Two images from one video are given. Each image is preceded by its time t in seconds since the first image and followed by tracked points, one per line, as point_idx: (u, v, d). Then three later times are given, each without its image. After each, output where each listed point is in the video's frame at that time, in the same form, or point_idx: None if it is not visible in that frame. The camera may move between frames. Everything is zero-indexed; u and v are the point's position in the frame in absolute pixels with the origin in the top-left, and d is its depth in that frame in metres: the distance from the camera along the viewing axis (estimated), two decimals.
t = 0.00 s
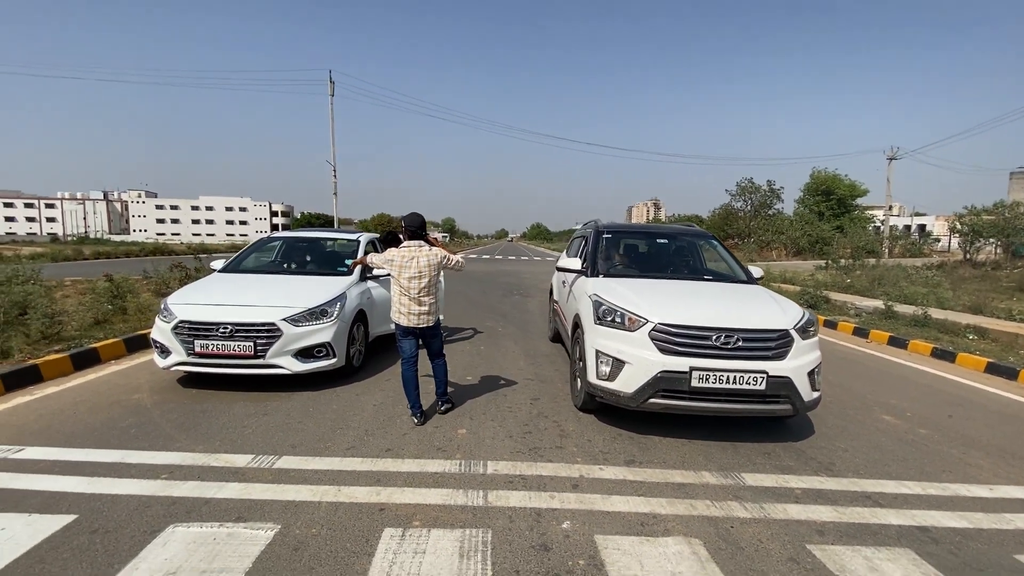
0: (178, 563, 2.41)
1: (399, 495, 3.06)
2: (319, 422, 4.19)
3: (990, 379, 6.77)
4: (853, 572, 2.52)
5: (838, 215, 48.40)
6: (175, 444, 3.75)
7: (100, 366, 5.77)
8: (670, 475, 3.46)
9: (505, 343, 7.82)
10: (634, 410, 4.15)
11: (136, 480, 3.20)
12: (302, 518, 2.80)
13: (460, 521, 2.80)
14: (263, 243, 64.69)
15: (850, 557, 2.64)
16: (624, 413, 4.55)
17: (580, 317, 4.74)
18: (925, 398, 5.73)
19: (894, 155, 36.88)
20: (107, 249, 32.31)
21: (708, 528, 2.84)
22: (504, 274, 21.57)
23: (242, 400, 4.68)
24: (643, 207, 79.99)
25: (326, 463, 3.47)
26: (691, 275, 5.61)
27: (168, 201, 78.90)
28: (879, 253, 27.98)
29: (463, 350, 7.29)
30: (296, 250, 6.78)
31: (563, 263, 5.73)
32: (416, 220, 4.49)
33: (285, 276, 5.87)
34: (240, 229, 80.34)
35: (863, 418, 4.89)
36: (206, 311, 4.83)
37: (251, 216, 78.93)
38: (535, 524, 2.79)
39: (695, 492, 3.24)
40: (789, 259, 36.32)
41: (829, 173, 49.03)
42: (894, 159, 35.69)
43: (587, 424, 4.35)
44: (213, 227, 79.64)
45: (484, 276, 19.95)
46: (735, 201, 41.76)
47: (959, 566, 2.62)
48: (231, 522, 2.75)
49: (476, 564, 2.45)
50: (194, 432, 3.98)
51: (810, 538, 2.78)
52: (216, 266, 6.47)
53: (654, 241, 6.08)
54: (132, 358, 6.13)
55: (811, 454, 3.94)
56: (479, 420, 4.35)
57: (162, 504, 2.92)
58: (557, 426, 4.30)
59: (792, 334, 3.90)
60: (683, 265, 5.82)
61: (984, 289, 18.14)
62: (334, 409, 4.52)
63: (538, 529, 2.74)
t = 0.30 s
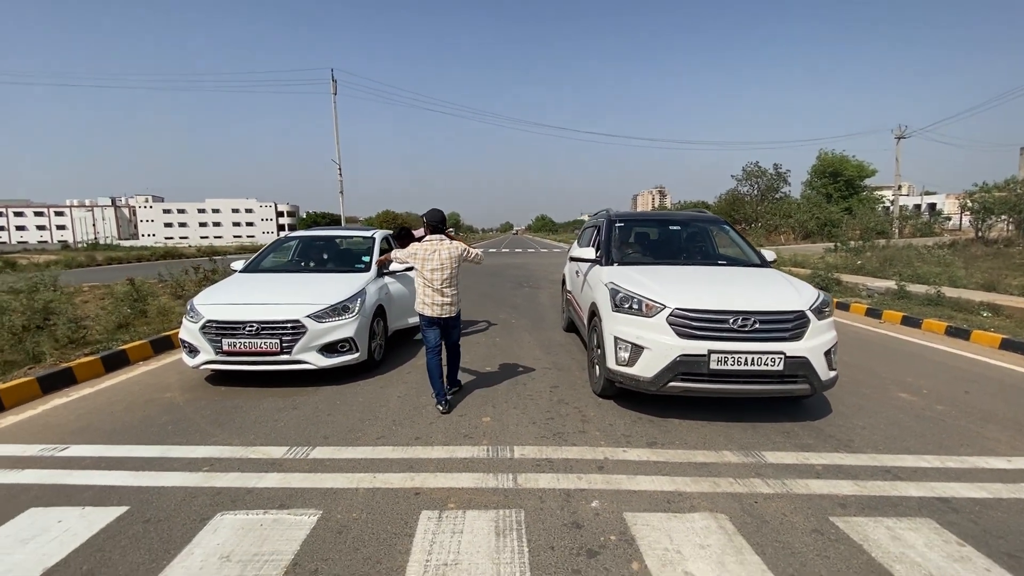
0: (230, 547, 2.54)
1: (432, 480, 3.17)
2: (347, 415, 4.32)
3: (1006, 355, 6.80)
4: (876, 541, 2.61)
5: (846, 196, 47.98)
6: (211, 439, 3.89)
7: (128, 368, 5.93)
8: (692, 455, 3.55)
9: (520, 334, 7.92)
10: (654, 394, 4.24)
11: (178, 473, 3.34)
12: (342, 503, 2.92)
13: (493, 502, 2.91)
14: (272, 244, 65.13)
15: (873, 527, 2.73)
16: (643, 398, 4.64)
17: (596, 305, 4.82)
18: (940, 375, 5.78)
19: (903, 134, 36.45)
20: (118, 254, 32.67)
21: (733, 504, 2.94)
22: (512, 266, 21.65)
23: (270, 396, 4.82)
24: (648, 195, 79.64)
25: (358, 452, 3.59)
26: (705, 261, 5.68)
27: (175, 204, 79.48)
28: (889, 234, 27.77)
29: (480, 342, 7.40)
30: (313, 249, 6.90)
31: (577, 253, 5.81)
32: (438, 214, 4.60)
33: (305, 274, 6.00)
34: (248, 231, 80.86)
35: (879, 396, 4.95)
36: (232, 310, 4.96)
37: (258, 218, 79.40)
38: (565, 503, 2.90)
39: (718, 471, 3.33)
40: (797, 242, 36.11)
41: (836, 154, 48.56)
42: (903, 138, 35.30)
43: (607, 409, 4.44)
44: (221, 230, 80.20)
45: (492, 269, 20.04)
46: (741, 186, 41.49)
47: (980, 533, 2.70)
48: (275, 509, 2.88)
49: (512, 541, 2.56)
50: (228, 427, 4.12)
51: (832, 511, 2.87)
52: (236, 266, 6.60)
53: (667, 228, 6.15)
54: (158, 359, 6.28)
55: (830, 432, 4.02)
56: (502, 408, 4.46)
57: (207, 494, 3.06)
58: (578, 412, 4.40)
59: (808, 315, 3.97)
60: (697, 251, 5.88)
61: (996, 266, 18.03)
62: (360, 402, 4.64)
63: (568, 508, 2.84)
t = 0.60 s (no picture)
0: (267, 544, 2.59)
1: (459, 477, 3.22)
2: (369, 413, 4.37)
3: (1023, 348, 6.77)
4: (903, 535, 2.63)
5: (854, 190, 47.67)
6: (237, 438, 3.95)
7: (149, 369, 6.00)
8: (714, 451, 3.57)
9: (533, 332, 7.95)
10: (673, 391, 4.26)
11: (208, 472, 3.39)
12: (372, 500, 2.97)
13: (521, 498, 2.95)
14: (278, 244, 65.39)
15: (900, 521, 2.75)
16: (662, 394, 4.66)
17: (613, 302, 4.85)
18: (958, 368, 5.77)
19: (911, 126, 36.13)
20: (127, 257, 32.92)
21: (758, 498, 2.97)
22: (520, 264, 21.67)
23: (291, 396, 4.88)
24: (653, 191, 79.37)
25: (383, 450, 3.64)
26: (721, 257, 5.69)
27: (182, 206, 79.95)
28: (898, 227, 27.57)
29: (494, 340, 7.44)
30: (328, 249, 6.95)
31: (592, 251, 5.84)
32: (464, 214, 4.70)
33: (322, 275, 6.05)
34: (255, 232, 81.23)
35: (898, 390, 4.95)
36: (253, 311, 5.02)
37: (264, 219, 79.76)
38: (592, 499, 2.93)
39: (742, 466, 3.36)
40: (805, 237, 35.91)
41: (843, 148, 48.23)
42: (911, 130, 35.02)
43: (627, 406, 4.47)
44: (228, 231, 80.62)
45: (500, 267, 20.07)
46: (747, 181, 41.29)
47: (1007, 525, 2.71)
48: (307, 506, 2.93)
49: (543, 536, 2.60)
50: (253, 426, 4.18)
51: (858, 505, 2.89)
52: (252, 267, 6.67)
53: (682, 225, 6.16)
54: (178, 361, 6.36)
55: (850, 427, 4.03)
56: (522, 406, 4.50)
57: (239, 493, 3.11)
58: (598, 408, 4.43)
59: (828, 310, 3.99)
60: (712, 247, 5.89)
61: (1007, 258, 17.89)
62: (381, 401, 4.69)
63: (596, 503, 2.88)
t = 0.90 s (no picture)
0: (293, 551, 2.56)
1: (482, 483, 3.19)
2: (385, 417, 4.34)
3: None
4: (936, 543, 2.60)
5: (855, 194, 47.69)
6: (254, 442, 3.92)
7: (160, 372, 5.98)
8: (737, 457, 3.55)
9: (542, 335, 7.93)
10: (692, 396, 4.24)
11: (228, 476, 3.37)
12: (396, 507, 2.94)
13: (546, 505, 2.92)
14: (280, 246, 65.35)
15: (931, 529, 2.73)
16: (679, 400, 4.63)
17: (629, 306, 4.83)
18: (972, 373, 5.74)
19: (913, 130, 36.16)
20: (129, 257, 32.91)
21: (786, 505, 2.94)
22: (523, 267, 21.65)
23: (306, 399, 4.85)
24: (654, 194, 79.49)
25: (403, 455, 3.62)
26: (736, 261, 5.67)
27: (184, 207, 79.96)
28: (901, 231, 27.56)
29: (504, 344, 7.41)
30: (339, 252, 6.93)
31: (606, 254, 5.82)
32: (481, 217, 4.72)
33: (335, 278, 6.04)
34: (255, 233, 81.20)
35: (915, 396, 4.93)
36: (267, 314, 5.00)
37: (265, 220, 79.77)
38: (618, 506, 2.90)
39: (766, 473, 3.33)
40: (807, 240, 35.91)
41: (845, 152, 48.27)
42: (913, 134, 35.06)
43: (644, 411, 4.45)
44: (229, 232, 80.59)
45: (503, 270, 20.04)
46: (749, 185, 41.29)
47: None
48: (331, 512, 2.91)
49: (573, 544, 2.57)
50: (269, 430, 4.15)
51: (888, 513, 2.87)
52: (263, 269, 6.64)
53: (696, 228, 6.15)
54: (188, 363, 6.33)
55: (871, 433, 4.01)
56: (538, 411, 4.47)
57: (261, 498, 3.08)
58: (615, 413, 4.40)
59: (849, 315, 3.96)
60: (727, 251, 5.87)
61: (1011, 263, 17.88)
62: (396, 404, 4.66)
63: (623, 511, 2.85)
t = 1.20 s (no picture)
0: (311, 556, 2.51)
1: (498, 487, 3.16)
2: (395, 419, 4.29)
3: None
4: (959, 549, 2.59)
5: (850, 199, 48.00)
6: (263, 444, 3.87)
7: (162, 371, 5.89)
8: (752, 461, 3.53)
9: (546, 337, 7.90)
10: (704, 399, 4.22)
11: (239, 479, 3.31)
12: (412, 511, 2.90)
13: (565, 509, 2.89)
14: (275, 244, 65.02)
15: (952, 535, 2.71)
16: (689, 403, 4.61)
17: (640, 309, 4.81)
18: (977, 378, 5.76)
19: (907, 135, 36.46)
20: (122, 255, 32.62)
21: (806, 511, 2.92)
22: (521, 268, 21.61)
23: (312, 400, 4.79)
24: (649, 196, 79.75)
25: (415, 458, 3.57)
26: (745, 264, 5.65)
27: (178, 205, 79.42)
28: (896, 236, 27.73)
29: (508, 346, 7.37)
30: (344, 251, 6.87)
31: (614, 257, 5.80)
32: (484, 221, 4.70)
33: (340, 278, 5.98)
34: (250, 232, 80.75)
35: (923, 401, 4.93)
36: (273, 314, 4.94)
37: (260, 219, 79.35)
38: (638, 511, 2.87)
39: (782, 477, 3.31)
40: (802, 244, 36.10)
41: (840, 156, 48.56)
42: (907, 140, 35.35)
43: (655, 414, 4.42)
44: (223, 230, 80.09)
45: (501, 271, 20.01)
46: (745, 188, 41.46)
47: None
48: (346, 516, 2.86)
49: (595, 550, 2.53)
50: (277, 431, 4.10)
51: (908, 519, 2.85)
52: (267, 268, 6.57)
53: (704, 231, 6.13)
54: (190, 363, 6.25)
55: (883, 438, 4.00)
56: (548, 413, 4.44)
57: (273, 501, 3.03)
58: (626, 416, 4.38)
59: (863, 320, 3.95)
60: (735, 254, 5.85)
61: (1006, 268, 18.01)
62: (405, 406, 4.62)
63: (642, 516, 2.82)
